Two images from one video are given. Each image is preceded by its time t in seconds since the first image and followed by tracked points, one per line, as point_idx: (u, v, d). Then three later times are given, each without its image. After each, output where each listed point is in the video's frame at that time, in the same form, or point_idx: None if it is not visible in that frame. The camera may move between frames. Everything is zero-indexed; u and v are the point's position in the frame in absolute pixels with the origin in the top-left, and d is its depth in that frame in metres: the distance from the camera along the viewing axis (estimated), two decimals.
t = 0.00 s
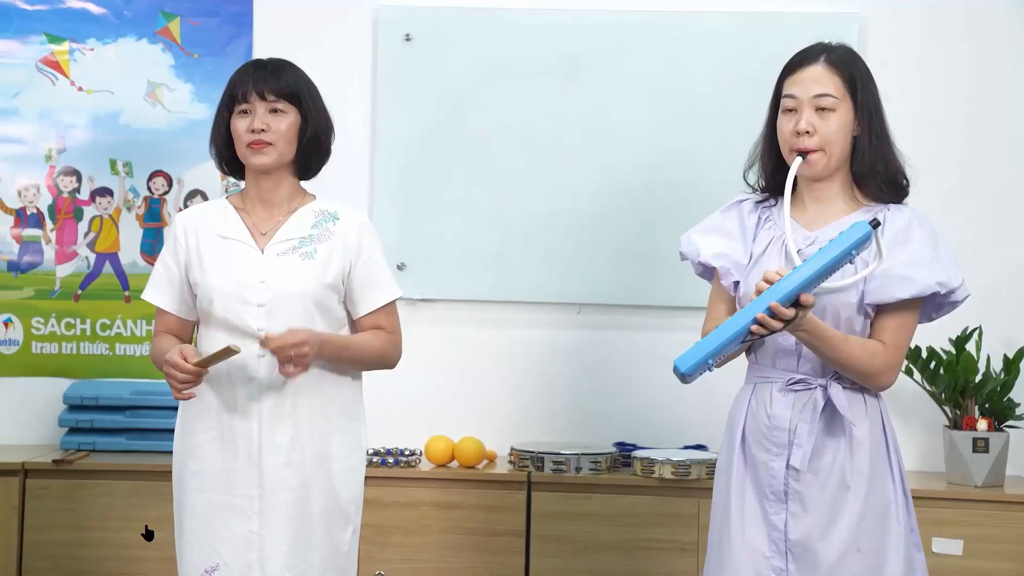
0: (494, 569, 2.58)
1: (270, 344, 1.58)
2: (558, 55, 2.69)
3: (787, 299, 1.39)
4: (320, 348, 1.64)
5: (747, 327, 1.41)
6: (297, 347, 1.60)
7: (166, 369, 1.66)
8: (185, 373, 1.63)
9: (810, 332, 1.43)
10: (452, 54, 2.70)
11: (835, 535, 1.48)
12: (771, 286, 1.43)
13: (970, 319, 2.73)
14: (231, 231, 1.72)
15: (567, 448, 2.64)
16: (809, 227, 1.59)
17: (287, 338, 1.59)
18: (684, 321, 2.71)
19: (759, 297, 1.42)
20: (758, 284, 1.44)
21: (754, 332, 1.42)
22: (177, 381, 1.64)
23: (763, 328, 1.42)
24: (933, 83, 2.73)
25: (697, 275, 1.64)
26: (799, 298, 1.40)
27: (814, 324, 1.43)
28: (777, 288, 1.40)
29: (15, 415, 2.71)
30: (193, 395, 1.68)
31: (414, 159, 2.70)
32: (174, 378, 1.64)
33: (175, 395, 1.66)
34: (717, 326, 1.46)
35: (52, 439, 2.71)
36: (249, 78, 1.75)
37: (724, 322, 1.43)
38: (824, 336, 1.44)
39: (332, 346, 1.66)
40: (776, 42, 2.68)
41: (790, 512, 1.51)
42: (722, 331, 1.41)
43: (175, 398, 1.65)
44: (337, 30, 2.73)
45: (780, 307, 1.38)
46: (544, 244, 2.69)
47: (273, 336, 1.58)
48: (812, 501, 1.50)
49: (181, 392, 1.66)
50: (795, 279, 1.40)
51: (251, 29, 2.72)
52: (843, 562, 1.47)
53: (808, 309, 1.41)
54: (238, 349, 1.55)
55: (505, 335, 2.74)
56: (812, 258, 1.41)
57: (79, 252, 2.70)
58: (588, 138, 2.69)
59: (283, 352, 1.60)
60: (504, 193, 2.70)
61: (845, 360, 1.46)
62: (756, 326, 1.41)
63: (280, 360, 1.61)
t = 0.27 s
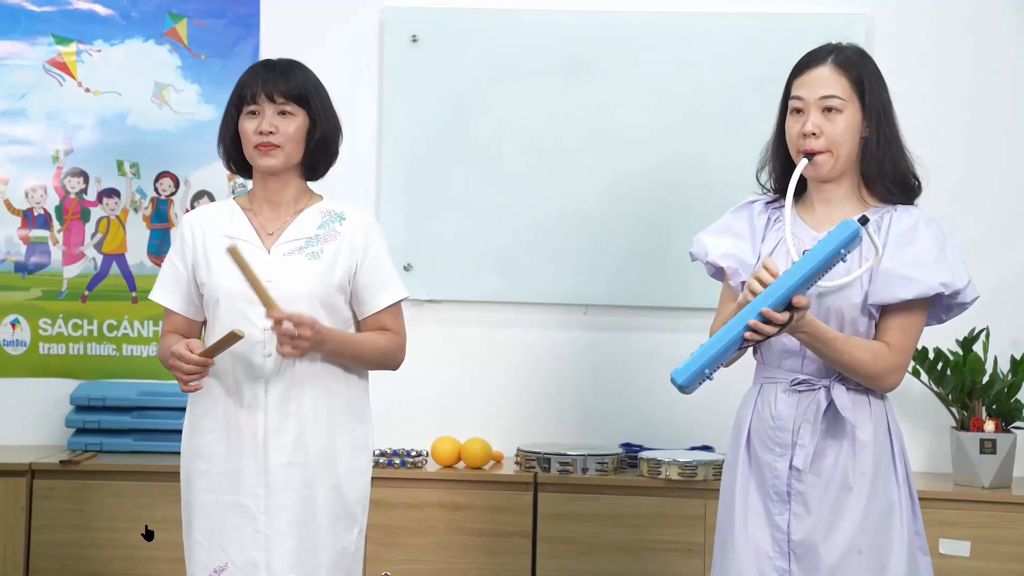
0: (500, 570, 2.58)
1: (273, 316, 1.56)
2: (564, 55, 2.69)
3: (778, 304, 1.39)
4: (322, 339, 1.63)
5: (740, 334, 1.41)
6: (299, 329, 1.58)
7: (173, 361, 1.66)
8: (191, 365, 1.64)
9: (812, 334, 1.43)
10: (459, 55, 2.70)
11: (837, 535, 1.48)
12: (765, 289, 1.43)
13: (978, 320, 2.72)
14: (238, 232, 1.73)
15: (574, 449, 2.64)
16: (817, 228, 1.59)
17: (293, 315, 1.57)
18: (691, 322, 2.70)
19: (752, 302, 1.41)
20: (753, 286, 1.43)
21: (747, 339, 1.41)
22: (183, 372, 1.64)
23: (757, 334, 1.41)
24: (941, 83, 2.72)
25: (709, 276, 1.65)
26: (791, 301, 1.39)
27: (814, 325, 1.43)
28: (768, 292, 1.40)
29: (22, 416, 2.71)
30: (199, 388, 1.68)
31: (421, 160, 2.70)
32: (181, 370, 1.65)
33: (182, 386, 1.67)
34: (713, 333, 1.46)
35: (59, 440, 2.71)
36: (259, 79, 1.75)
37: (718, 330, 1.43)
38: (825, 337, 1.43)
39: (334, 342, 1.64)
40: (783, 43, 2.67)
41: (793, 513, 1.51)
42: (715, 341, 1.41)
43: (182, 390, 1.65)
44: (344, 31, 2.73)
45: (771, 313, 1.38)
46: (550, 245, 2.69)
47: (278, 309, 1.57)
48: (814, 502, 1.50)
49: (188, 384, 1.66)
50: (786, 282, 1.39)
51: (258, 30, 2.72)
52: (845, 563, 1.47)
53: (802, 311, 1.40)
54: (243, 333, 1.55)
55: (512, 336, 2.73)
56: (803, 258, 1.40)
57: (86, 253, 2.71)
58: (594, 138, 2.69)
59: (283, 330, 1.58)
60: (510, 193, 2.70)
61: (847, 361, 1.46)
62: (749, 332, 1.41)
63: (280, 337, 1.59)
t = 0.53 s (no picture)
0: (507, 572, 2.57)
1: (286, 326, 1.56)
2: (572, 57, 2.69)
3: (782, 309, 1.39)
4: (336, 338, 1.62)
5: (742, 338, 1.41)
6: (313, 334, 1.58)
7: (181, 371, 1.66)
8: (200, 376, 1.64)
9: (815, 338, 1.42)
10: (466, 57, 2.70)
11: (842, 538, 1.47)
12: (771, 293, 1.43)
13: (986, 322, 2.71)
14: (245, 234, 1.72)
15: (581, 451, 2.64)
16: (828, 234, 1.59)
17: (303, 322, 1.57)
18: (699, 324, 2.70)
19: (757, 307, 1.42)
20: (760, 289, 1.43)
21: (751, 343, 1.42)
22: (191, 383, 1.64)
23: (760, 338, 1.41)
24: (949, 85, 2.71)
25: (720, 279, 1.65)
26: (795, 306, 1.39)
27: (819, 330, 1.42)
28: (773, 297, 1.40)
29: (31, 418, 2.71)
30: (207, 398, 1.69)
31: (428, 161, 2.70)
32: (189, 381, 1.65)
33: (191, 398, 1.66)
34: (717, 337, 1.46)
35: (68, 442, 2.72)
36: (271, 82, 1.76)
37: (722, 333, 1.43)
38: (829, 340, 1.43)
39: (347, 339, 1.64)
40: (791, 44, 2.66)
41: (798, 516, 1.51)
42: (718, 343, 1.41)
43: (190, 400, 1.65)
44: (351, 33, 2.73)
45: (774, 317, 1.38)
46: (558, 247, 2.69)
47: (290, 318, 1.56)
48: (819, 505, 1.50)
49: (197, 395, 1.66)
50: (791, 287, 1.39)
51: (265, 33, 2.73)
52: (849, 566, 1.47)
53: (807, 316, 1.39)
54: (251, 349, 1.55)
55: (519, 337, 2.73)
56: (811, 263, 1.39)
57: (95, 255, 2.71)
58: (602, 140, 2.69)
59: (297, 336, 1.58)
60: (518, 196, 2.70)
61: (853, 365, 1.45)
62: (752, 336, 1.41)
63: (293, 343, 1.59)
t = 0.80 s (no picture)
0: (516, 572, 2.57)
1: (297, 311, 1.55)
2: (581, 58, 2.69)
3: (803, 316, 1.39)
4: (344, 339, 1.62)
5: (764, 346, 1.40)
6: (322, 327, 1.58)
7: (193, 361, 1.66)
8: (213, 363, 1.64)
9: (831, 344, 1.42)
10: (476, 57, 2.70)
11: (856, 542, 1.47)
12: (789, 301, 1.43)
13: (996, 324, 2.71)
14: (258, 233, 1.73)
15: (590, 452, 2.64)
16: (839, 236, 1.59)
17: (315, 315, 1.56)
18: (708, 324, 2.70)
19: (776, 315, 1.41)
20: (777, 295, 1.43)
21: (772, 351, 1.41)
22: (204, 370, 1.64)
23: (781, 347, 1.41)
24: (959, 85, 2.71)
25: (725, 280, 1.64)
26: (815, 313, 1.39)
27: (836, 335, 1.42)
28: (792, 305, 1.39)
29: (40, 418, 2.72)
30: (220, 387, 1.69)
31: (437, 162, 2.71)
32: (202, 369, 1.65)
33: (203, 386, 1.67)
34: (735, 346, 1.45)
35: (77, 442, 2.72)
36: (284, 82, 1.76)
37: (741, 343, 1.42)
38: (845, 346, 1.43)
39: (352, 344, 1.64)
40: (801, 45, 2.66)
41: (810, 519, 1.51)
42: (739, 353, 1.40)
43: (203, 388, 1.65)
44: (360, 35, 2.73)
45: (795, 326, 1.38)
46: (567, 248, 2.69)
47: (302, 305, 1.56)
48: (831, 507, 1.50)
49: (209, 383, 1.66)
50: (810, 296, 1.38)
51: (275, 33, 2.73)
52: (862, 570, 1.46)
53: (826, 322, 1.40)
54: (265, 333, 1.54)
55: (528, 338, 2.73)
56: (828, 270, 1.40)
57: (104, 256, 2.71)
58: (611, 141, 2.68)
59: (304, 326, 1.57)
60: (527, 196, 2.70)
61: (869, 370, 1.45)
62: (774, 345, 1.40)
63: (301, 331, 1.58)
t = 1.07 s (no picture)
0: (531, 572, 2.58)
1: (315, 377, 1.58)
2: (595, 57, 2.69)
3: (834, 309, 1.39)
4: (362, 368, 1.66)
5: (797, 340, 1.40)
6: (341, 373, 1.61)
7: (211, 362, 1.66)
8: (231, 366, 1.64)
9: (854, 339, 1.42)
10: (490, 57, 2.70)
11: (875, 540, 1.47)
12: (817, 294, 1.42)
13: (1012, 323, 2.70)
14: (275, 233, 1.73)
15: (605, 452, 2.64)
16: (851, 231, 1.59)
17: (328, 368, 1.60)
18: (722, 324, 2.70)
19: (806, 308, 1.41)
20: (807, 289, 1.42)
21: (803, 344, 1.41)
22: (222, 372, 1.64)
23: (813, 340, 1.41)
24: (975, 84, 2.70)
25: (734, 276, 1.65)
26: (845, 306, 1.39)
27: (859, 331, 1.42)
28: (824, 297, 1.39)
29: (56, 417, 2.73)
30: (237, 389, 1.69)
31: (452, 162, 2.71)
32: (220, 371, 1.65)
33: (219, 388, 1.67)
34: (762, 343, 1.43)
35: (93, 441, 2.73)
36: (304, 78, 1.77)
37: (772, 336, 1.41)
38: (868, 342, 1.43)
39: (372, 362, 1.67)
40: (816, 44, 2.66)
41: (827, 516, 1.51)
42: (772, 346, 1.39)
43: (219, 390, 1.65)
44: (375, 34, 2.73)
45: (828, 318, 1.38)
46: (581, 247, 2.69)
47: (316, 368, 1.58)
48: (850, 505, 1.49)
49: (225, 385, 1.66)
50: (842, 288, 1.39)
51: (290, 33, 2.73)
52: (881, 567, 1.47)
53: (854, 317, 1.41)
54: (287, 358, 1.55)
55: (543, 338, 2.73)
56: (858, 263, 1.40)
57: (120, 256, 2.72)
58: (626, 140, 2.68)
59: (326, 382, 1.61)
60: (542, 196, 2.70)
61: (888, 366, 1.45)
62: (806, 338, 1.40)
63: (325, 389, 1.62)
